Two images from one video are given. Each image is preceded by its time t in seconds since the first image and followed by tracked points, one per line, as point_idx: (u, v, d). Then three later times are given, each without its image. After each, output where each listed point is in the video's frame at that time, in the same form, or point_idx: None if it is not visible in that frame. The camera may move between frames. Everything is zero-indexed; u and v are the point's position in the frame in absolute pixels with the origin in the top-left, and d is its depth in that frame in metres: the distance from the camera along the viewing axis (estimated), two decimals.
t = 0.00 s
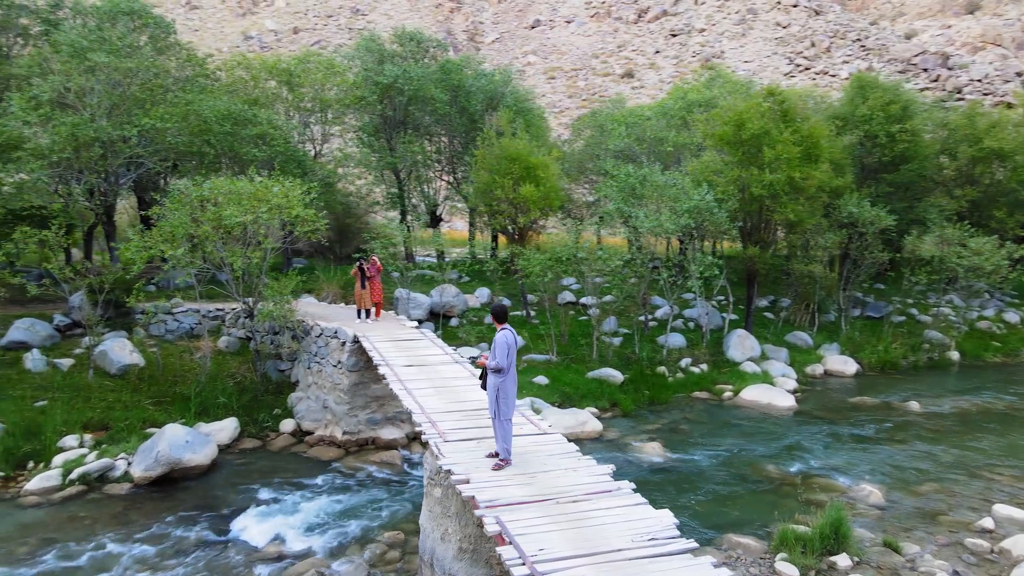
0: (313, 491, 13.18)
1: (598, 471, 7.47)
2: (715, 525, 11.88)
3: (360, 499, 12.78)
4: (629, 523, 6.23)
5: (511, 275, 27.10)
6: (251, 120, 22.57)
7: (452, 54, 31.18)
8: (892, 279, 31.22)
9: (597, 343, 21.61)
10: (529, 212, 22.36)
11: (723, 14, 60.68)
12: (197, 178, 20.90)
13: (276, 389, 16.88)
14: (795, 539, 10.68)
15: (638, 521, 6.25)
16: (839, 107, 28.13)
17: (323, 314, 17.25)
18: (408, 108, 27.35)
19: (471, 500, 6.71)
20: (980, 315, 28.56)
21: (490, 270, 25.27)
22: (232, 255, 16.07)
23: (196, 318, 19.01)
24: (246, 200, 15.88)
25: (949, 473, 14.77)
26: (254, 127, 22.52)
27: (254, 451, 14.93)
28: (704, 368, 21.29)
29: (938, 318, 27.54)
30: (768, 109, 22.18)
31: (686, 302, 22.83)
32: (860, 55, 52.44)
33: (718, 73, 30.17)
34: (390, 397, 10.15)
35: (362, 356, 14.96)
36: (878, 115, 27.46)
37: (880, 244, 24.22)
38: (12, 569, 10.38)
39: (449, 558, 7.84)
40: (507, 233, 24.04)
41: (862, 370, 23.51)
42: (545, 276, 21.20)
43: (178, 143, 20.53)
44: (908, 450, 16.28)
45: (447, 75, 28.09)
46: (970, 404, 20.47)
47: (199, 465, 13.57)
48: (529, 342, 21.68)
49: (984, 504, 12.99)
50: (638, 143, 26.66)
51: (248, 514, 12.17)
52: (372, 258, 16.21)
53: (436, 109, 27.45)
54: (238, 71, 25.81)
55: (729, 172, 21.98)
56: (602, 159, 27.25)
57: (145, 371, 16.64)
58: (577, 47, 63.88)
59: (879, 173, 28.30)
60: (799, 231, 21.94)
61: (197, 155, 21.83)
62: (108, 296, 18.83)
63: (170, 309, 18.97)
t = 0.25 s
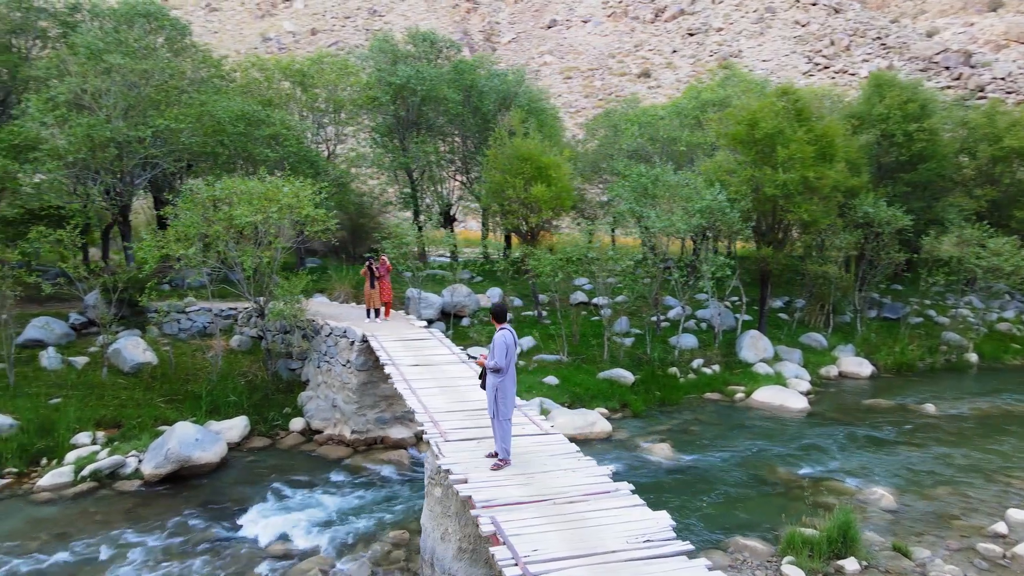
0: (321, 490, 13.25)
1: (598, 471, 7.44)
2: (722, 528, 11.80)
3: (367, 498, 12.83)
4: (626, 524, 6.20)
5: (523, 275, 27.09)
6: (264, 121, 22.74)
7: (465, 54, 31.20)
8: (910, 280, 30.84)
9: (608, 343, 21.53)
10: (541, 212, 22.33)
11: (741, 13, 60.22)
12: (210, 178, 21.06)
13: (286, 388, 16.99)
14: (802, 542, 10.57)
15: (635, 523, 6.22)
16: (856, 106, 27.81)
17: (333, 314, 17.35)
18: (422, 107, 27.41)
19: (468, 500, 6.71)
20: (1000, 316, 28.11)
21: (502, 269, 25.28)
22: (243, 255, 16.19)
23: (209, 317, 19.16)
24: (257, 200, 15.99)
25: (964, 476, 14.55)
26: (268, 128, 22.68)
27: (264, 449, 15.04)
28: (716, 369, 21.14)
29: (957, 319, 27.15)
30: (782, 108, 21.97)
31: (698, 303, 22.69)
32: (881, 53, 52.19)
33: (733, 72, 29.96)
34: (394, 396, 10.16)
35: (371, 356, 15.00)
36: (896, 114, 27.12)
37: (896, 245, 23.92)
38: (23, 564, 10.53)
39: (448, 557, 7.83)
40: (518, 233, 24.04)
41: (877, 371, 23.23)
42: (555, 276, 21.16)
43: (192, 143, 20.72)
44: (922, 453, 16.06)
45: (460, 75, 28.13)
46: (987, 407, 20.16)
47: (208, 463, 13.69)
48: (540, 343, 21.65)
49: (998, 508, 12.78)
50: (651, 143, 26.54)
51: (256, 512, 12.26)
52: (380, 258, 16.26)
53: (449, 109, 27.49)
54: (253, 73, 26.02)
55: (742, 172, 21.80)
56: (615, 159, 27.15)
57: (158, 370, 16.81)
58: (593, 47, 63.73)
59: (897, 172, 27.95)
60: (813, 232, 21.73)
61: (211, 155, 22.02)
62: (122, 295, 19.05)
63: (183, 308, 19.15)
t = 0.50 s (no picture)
0: (328, 488, 13.30)
1: (598, 472, 7.39)
2: (729, 530, 11.70)
3: (373, 497, 12.85)
4: (622, 526, 6.15)
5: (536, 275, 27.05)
6: (277, 121, 22.89)
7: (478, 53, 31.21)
8: (929, 281, 30.41)
9: (619, 343, 21.44)
10: (552, 211, 22.29)
11: (760, 11, 59.87)
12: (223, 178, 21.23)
13: (297, 387, 17.08)
14: (810, 546, 10.46)
15: (631, 524, 6.17)
16: (873, 104, 27.47)
17: (343, 313, 17.43)
18: (435, 106, 27.43)
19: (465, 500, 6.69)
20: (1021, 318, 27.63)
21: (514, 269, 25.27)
22: (254, 254, 16.30)
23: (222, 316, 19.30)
24: (268, 199, 16.08)
25: (978, 480, 14.31)
26: (281, 128, 22.81)
27: (273, 447, 15.12)
28: (728, 370, 20.97)
29: (976, 320, 26.73)
30: (797, 107, 21.75)
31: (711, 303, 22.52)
32: (900, 51, 50.72)
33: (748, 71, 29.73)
34: (397, 395, 10.17)
35: (379, 355, 15.03)
36: (914, 112, 26.74)
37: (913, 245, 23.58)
38: (33, 559, 10.66)
39: (448, 558, 7.83)
40: (530, 233, 24.00)
41: (893, 373, 22.93)
42: (566, 276, 21.10)
43: (205, 143, 20.90)
44: (937, 456, 15.82)
45: (474, 75, 28.13)
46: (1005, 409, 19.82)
47: (217, 460, 13.80)
48: (551, 342, 21.61)
49: (1013, 513, 12.55)
50: (664, 142, 26.40)
51: (263, 509, 12.33)
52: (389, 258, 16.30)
53: (462, 109, 27.50)
54: (267, 73, 26.20)
55: (756, 171, 21.60)
56: (629, 159, 27.02)
57: (170, 368, 16.96)
58: (610, 46, 63.54)
59: (915, 171, 27.56)
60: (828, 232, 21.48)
61: (224, 155, 22.20)
62: (135, 293, 19.26)
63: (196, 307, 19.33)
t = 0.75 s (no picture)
0: (335, 487, 13.32)
1: (597, 473, 7.32)
2: (737, 533, 11.57)
3: (380, 495, 12.85)
4: (618, 527, 6.09)
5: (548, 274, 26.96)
6: (290, 121, 23.01)
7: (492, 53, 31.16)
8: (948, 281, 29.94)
9: (630, 343, 21.32)
10: (563, 210, 22.21)
11: (778, 9, 59.30)
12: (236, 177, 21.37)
13: (306, 385, 17.14)
14: (817, 549, 10.30)
15: (628, 526, 6.10)
16: (890, 102, 27.13)
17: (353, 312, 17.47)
18: (448, 105, 27.43)
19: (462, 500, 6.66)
20: None
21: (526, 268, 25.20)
22: (264, 253, 16.38)
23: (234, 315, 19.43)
24: (277, 198, 16.15)
25: (994, 484, 14.04)
26: (293, 127, 22.92)
27: (282, 446, 15.18)
28: (741, 370, 20.78)
29: (996, 321, 26.27)
30: (811, 105, 21.50)
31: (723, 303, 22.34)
32: (923, 47, 50.55)
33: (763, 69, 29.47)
34: (401, 394, 10.17)
35: (387, 354, 15.03)
36: (932, 110, 26.35)
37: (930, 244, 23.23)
38: (42, 555, 10.78)
39: (447, 558, 7.81)
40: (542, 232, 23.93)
41: (909, 375, 22.59)
42: (577, 275, 21.00)
43: (218, 143, 21.04)
44: (952, 459, 15.55)
45: (487, 74, 28.09)
46: None
47: (226, 458, 13.87)
48: (562, 342, 21.52)
49: None
50: (677, 141, 26.21)
51: (270, 507, 12.38)
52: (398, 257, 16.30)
53: (474, 108, 27.49)
54: (281, 73, 26.34)
55: (769, 170, 21.38)
56: (642, 158, 26.85)
57: (181, 366, 17.09)
58: (626, 44, 63.25)
59: (933, 169, 27.15)
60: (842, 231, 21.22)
61: (237, 155, 22.35)
62: (148, 291, 19.44)
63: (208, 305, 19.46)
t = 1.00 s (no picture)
0: (342, 486, 13.35)
1: (597, 474, 7.25)
2: (744, 536, 11.43)
3: (386, 495, 12.85)
4: (613, 531, 6.04)
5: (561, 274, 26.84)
6: (302, 120, 23.10)
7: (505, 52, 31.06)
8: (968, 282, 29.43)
9: (641, 343, 21.17)
10: (574, 210, 22.10)
11: (797, 6, 58.64)
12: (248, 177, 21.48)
13: (316, 384, 17.19)
14: (825, 554, 10.14)
15: (623, 530, 6.04)
16: (909, 100, 26.72)
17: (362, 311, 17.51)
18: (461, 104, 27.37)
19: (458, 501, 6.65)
20: None
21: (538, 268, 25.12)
22: (274, 253, 16.44)
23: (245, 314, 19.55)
24: (287, 198, 16.19)
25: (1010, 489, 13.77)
26: (305, 127, 23.00)
27: (291, 444, 15.23)
28: (754, 371, 20.56)
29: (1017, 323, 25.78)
30: (826, 102, 21.23)
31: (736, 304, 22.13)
32: (945, 44, 49.04)
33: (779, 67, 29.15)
34: (405, 394, 10.15)
35: (395, 353, 15.02)
36: (951, 107, 25.93)
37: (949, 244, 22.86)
38: (51, 550, 10.89)
39: (446, 559, 7.79)
40: (554, 231, 23.84)
41: (926, 376, 22.25)
42: (588, 275, 20.89)
43: (230, 142, 21.16)
44: (967, 463, 15.27)
45: (500, 73, 28.01)
46: None
47: (234, 456, 13.94)
48: (573, 342, 21.43)
49: None
50: (691, 139, 25.99)
51: (277, 505, 12.43)
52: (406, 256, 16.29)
53: (487, 107, 27.42)
54: (295, 73, 26.45)
55: (783, 169, 21.14)
56: (656, 157, 26.65)
57: (193, 364, 17.20)
58: (643, 43, 62.90)
59: (953, 168, 26.68)
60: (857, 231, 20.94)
61: (249, 155, 22.47)
62: (161, 290, 19.61)
63: (221, 304, 19.59)
